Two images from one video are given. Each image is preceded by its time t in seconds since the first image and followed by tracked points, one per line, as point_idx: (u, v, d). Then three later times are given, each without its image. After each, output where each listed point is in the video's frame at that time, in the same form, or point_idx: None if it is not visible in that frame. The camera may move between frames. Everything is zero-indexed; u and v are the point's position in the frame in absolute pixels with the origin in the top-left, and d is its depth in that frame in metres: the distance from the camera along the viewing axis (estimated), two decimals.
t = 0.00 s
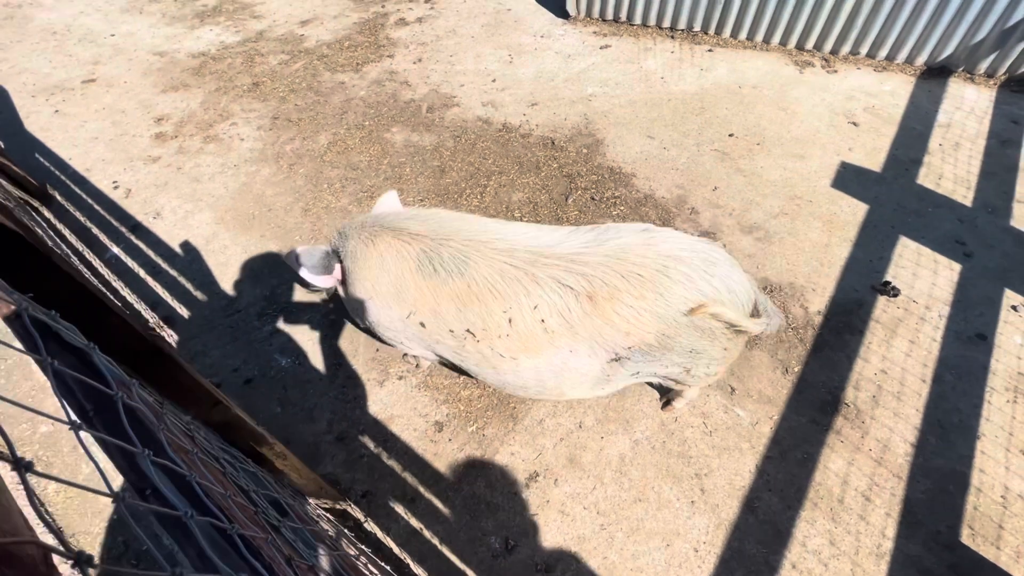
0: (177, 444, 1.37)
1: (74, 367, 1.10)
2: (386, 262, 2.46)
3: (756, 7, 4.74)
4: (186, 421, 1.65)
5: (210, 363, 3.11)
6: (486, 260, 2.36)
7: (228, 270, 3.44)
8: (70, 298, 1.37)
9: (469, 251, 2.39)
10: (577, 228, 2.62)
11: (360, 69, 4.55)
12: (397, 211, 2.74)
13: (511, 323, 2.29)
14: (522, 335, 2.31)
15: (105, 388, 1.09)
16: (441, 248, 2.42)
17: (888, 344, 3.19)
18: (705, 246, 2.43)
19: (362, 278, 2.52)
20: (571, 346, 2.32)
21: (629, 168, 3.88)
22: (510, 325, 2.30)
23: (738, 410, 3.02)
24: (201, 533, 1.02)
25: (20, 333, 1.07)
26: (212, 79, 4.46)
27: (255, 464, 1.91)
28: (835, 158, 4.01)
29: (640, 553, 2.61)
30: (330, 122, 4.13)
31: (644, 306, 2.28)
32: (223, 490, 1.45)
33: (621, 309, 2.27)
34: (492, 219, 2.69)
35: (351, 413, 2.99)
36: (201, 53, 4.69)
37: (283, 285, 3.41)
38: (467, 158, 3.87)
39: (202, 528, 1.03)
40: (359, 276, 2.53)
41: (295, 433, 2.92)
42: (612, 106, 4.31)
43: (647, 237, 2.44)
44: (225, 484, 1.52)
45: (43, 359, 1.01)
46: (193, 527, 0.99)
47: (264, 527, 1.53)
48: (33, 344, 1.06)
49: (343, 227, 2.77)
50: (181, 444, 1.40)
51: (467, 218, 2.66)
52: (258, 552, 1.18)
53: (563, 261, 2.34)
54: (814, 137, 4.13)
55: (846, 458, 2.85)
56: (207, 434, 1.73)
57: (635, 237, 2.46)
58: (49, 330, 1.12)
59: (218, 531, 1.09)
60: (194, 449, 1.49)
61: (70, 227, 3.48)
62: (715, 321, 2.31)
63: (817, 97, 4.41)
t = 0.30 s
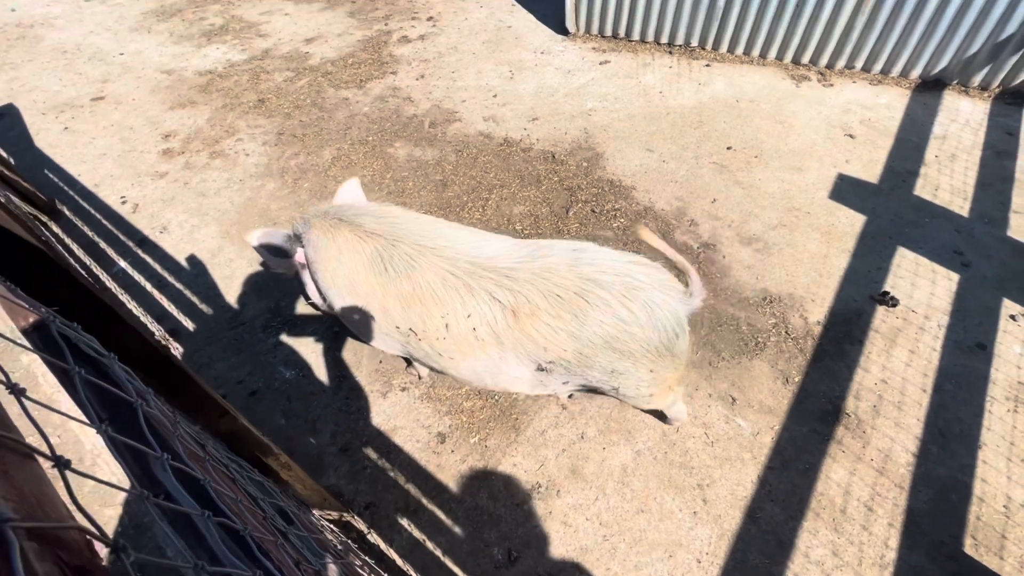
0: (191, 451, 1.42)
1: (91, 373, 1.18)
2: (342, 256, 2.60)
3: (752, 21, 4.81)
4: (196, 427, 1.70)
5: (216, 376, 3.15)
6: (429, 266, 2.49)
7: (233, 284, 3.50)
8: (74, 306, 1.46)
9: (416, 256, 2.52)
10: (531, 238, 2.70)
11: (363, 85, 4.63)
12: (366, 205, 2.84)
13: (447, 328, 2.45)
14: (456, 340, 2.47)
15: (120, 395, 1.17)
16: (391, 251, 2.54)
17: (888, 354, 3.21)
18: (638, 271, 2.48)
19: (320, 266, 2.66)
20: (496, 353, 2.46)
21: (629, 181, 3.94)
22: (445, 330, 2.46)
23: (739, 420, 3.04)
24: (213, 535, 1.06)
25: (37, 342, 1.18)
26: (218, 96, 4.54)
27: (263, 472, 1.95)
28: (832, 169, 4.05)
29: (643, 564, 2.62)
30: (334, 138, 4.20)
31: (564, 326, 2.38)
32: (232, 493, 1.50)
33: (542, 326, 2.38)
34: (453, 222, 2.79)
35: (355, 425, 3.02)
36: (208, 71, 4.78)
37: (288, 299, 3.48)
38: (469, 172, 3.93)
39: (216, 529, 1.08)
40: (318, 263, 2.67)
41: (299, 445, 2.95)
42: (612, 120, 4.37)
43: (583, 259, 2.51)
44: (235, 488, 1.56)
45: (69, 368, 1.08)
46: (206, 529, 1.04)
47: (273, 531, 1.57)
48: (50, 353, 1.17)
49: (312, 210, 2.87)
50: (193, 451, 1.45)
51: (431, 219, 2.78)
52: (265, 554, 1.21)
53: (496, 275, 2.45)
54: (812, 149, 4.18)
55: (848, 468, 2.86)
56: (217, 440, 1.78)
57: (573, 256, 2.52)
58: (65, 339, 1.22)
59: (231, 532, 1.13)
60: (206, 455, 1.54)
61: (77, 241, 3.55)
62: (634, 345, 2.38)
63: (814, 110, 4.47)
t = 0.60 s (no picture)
0: (198, 462, 1.43)
1: (102, 384, 1.21)
2: (319, 224, 2.76)
3: (753, 37, 4.87)
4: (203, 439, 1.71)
5: (221, 389, 3.16)
6: (392, 233, 2.63)
7: (239, 297, 3.53)
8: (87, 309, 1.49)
9: (383, 224, 2.66)
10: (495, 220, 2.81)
11: (369, 102, 4.70)
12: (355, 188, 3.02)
13: (400, 289, 2.60)
14: (407, 302, 2.63)
15: (130, 405, 1.19)
16: (361, 218, 2.69)
17: (894, 367, 3.19)
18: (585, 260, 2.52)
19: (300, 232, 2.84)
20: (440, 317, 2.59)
21: (632, 195, 3.99)
22: (398, 290, 2.61)
23: (745, 433, 3.02)
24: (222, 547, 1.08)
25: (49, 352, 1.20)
26: (227, 112, 4.62)
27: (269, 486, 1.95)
28: (835, 182, 4.07)
29: None
30: (340, 153, 4.25)
31: (500, 297, 2.48)
32: (238, 504, 1.51)
33: (481, 296, 2.49)
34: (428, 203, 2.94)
35: (359, 438, 3.02)
36: (217, 88, 4.87)
37: (294, 312, 3.50)
38: (473, 186, 3.97)
39: (225, 539, 1.10)
40: (300, 229, 2.85)
41: (303, 459, 2.95)
42: (614, 135, 4.42)
43: (536, 242, 2.58)
44: (240, 500, 1.57)
45: (83, 378, 1.11)
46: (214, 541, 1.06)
47: (278, 543, 1.57)
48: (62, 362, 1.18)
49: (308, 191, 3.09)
50: (201, 462, 1.46)
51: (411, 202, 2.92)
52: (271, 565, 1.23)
53: (451, 243, 2.57)
54: (814, 163, 4.21)
55: (856, 482, 2.83)
56: (223, 453, 1.79)
57: (528, 238, 2.60)
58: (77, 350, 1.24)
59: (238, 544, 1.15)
60: (213, 467, 1.55)
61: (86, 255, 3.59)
62: (566, 327, 2.43)
63: (815, 124, 4.50)
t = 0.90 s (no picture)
0: (199, 482, 1.42)
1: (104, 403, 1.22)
2: (295, 212, 2.89)
3: (754, 54, 4.92)
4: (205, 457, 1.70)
5: (224, 404, 3.16)
6: (350, 229, 2.74)
7: (244, 312, 3.55)
8: (83, 316, 1.59)
9: (346, 221, 2.76)
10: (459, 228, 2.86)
11: (376, 119, 4.76)
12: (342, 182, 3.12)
13: (352, 283, 2.71)
14: (357, 297, 2.73)
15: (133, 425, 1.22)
16: (325, 215, 2.80)
17: (904, 384, 3.15)
18: (521, 277, 2.56)
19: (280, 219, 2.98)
20: (382, 312, 2.69)
21: (636, 210, 4.01)
22: (349, 284, 2.72)
23: (752, 451, 2.97)
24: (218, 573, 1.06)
25: (54, 372, 1.23)
26: (236, 129, 4.70)
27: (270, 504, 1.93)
28: (839, 198, 4.06)
29: None
30: (346, 168, 4.30)
31: (434, 305, 2.55)
32: (238, 525, 1.49)
33: (418, 300, 2.57)
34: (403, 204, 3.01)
35: (361, 455, 3.00)
36: (227, 106, 4.96)
37: (298, 327, 3.51)
38: (477, 202, 4.01)
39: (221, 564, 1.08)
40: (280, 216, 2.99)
41: (305, 476, 2.93)
42: (618, 151, 4.45)
43: (480, 253, 2.63)
44: (241, 520, 1.56)
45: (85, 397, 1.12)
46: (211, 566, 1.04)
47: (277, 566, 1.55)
48: (65, 382, 1.23)
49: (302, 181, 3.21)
50: (201, 481, 1.45)
51: (382, 202, 3.01)
52: None
53: (401, 248, 2.65)
54: (818, 179, 4.20)
55: (867, 502, 2.77)
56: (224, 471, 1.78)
57: (474, 251, 2.64)
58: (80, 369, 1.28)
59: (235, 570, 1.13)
60: (214, 486, 1.54)
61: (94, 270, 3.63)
62: (491, 341, 2.49)
63: (818, 140, 4.51)
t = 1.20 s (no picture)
0: (204, 499, 1.43)
1: (115, 421, 1.23)
2: (272, 209, 3.18)
3: (761, 74, 4.95)
4: (211, 474, 1.71)
5: (231, 418, 3.18)
6: (313, 223, 2.98)
7: (253, 327, 3.59)
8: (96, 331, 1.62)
9: (312, 215, 3.01)
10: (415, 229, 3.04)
11: (385, 136, 4.84)
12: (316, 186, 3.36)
13: (311, 271, 2.94)
14: (315, 284, 2.96)
15: (142, 444, 1.24)
16: (297, 211, 3.05)
17: (916, 405, 3.09)
18: (464, 270, 2.71)
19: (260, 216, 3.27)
20: (336, 299, 2.90)
21: (642, 227, 4.02)
22: (309, 272, 2.96)
23: (761, 472, 2.91)
24: None
25: (65, 387, 1.25)
26: (249, 146, 4.79)
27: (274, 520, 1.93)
28: (848, 216, 4.04)
29: None
30: (356, 184, 4.36)
31: (377, 291, 2.75)
32: (242, 542, 1.49)
33: (363, 286, 2.78)
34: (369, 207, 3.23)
35: (366, 470, 2.99)
36: (241, 124, 5.06)
37: (306, 341, 3.53)
38: (485, 219, 4.06)
39: None
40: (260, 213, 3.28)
41: (310, 491, 2.92)
42: (625, 168, 4.48)
43: (426, 247, 2.81)
44: (244, 538, 1.56)
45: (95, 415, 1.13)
46: None
47: None
48: (78, 400, 1.24)
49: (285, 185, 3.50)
50: (207, 499, 1.46)
51: (356, 203, 3.25)
52: None
53: (354, 239, 2.86)
54: (826, 197, 4.19)
55: (879, 527, 2.70)
56: (229, 489, 1.78)
57: (420, 245, 2.82)
58: (92, 385, 1.30)
59: None
60: (218, 503, 1.55)
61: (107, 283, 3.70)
62: (428, 327, 2.64)
63: (826, 158, 4.51)
